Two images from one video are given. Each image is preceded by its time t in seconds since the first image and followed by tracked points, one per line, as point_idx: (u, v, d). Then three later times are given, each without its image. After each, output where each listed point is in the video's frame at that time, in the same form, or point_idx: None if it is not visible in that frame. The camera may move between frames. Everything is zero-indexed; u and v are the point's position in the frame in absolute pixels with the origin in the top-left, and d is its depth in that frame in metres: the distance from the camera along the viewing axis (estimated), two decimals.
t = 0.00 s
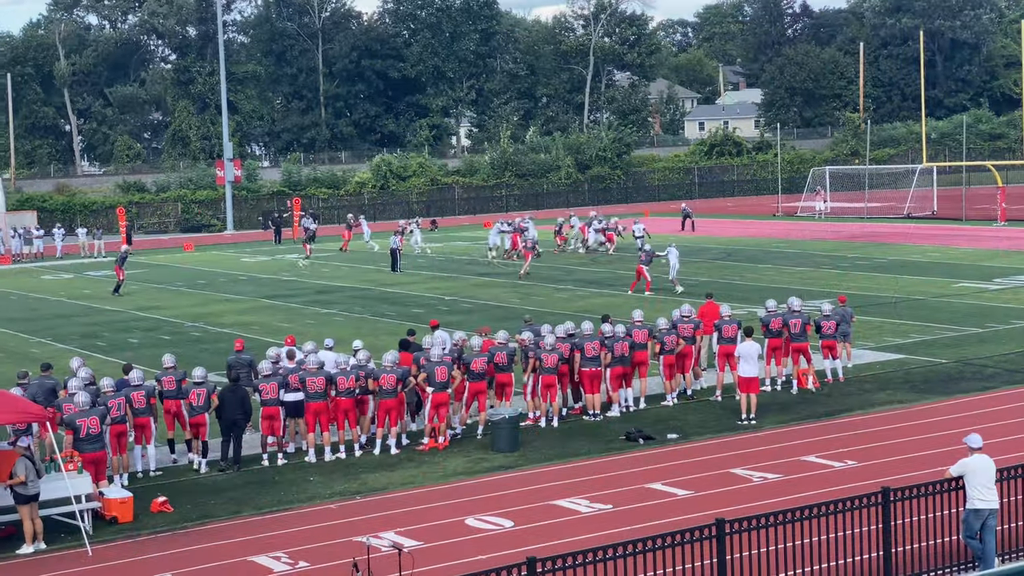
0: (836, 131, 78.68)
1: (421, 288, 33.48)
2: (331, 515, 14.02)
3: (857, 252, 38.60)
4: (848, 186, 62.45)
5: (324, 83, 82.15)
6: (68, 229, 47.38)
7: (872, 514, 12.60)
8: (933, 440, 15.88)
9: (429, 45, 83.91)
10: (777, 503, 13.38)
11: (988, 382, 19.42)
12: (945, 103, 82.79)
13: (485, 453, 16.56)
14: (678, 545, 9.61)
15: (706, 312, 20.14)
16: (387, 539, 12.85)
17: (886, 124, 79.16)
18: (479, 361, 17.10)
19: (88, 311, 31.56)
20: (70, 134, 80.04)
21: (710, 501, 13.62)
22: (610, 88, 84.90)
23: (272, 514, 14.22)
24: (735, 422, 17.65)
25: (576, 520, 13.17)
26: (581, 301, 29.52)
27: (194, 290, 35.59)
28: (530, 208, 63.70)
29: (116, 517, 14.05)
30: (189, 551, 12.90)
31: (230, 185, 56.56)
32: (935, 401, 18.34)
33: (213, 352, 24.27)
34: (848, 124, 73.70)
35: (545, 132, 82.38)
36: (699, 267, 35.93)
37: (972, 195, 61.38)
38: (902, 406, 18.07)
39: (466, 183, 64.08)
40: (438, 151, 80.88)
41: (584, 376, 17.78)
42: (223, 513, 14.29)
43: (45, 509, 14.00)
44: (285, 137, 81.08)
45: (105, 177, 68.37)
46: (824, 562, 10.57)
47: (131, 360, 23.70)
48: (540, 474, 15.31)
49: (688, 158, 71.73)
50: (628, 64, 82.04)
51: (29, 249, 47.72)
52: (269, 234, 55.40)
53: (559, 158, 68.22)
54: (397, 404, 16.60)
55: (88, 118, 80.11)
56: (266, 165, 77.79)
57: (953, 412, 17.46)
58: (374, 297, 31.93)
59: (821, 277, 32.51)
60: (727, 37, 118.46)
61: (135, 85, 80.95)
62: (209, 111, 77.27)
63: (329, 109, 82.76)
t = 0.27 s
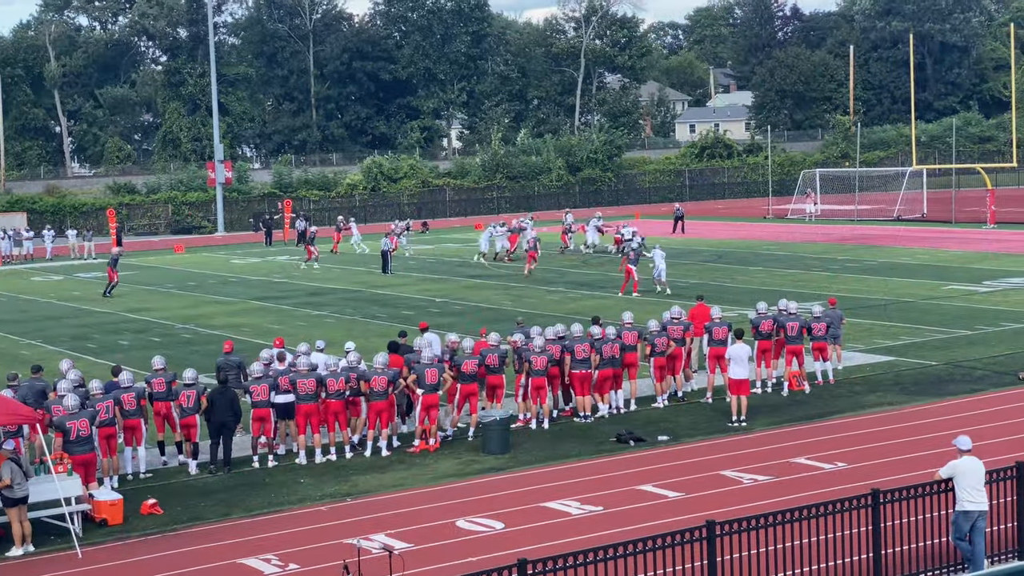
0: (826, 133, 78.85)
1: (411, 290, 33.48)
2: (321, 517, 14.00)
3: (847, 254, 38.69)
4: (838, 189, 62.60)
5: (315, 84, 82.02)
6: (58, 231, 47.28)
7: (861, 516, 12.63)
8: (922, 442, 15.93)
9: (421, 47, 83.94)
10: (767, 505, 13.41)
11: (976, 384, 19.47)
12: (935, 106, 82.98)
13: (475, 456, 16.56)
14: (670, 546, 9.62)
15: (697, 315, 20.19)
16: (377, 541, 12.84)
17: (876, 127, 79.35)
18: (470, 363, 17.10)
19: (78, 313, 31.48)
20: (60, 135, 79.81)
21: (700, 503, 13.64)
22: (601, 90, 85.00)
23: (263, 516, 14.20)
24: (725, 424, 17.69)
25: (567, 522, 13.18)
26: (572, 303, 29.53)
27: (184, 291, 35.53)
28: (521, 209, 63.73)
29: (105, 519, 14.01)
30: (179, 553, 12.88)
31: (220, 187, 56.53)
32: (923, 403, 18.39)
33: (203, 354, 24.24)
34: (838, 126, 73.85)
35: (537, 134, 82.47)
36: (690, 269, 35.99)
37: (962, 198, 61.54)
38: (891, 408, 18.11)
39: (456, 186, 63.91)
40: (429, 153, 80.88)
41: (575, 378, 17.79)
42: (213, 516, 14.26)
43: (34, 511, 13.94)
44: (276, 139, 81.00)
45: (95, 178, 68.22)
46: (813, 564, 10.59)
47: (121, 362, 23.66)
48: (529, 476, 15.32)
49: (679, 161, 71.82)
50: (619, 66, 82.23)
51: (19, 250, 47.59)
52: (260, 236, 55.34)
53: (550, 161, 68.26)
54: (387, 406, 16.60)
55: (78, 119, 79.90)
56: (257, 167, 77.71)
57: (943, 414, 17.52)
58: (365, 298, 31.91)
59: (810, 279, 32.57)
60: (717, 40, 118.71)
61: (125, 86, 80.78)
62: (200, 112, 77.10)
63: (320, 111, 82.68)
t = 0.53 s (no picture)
0: (813, 136, 79.00)
1: (398, 292, 33.42)
2: (308, 520, 13.96)
3: (834, 257, 38.77)
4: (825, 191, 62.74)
5: (302, 86, 81.85)
6: (43, 232, 47.08)
7: (848, 518, 12.65)
8: (909, 445, 15.95)
9: (408, 49, 83.89)
10: (754, 507, 13.40)
11: (962, 387, 19.51)
12: (922, 109, 83.20)
13: (462, 458, 16.52)
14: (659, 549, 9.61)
15: (684, 316, 20.14)
16: (364, 544, 12.80)
17: (863, 130, 79.58)
18: (458, 365, 17.08)
19: (64, 315, 31.33)
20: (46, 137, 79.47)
21: (687, 505, 13.64)
22: (589, 92, 85.09)
23: (250, 519, 14.15)
24: (712, 427, 17.68)
25: (553, 525, 13.16)
26: (559, 305, 29.52)
27: (171, 293, 35.41)
28: (508, 211, 63.72)
29: (91, 522, 13.94)
30: (166, 556, 12.82)
31: (207, 189, 56.39)
32: (910, 405, 18.41)
33: (189, 356, 24.15)
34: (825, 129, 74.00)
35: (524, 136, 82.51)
36: (678, 271, 36.01)
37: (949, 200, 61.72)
38: (878, 411, 18.14)
39: (444, 188, 63.80)
40: (417, 155, 80.81)
41: (561, 380, 17.78)
42: (199, 518, 14.21)
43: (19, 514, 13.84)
44: (263, 141, 80.75)
45: (81, 180, 67.96)
46: (801, 565, 10.58)
47: (107, 365, 23.56)
48: (516, 479, 15.29)
49: (666, 163, 71.89)
50: (607, 68, 82.34)
51: (4, 252, 47.37)
52: (248, 238, 55.23)
53: (538, 163, 68.27)
54: (374, 408, 16.56)
55: (65, 120, 79.55)
56: (244, 168, 77.54)
57: (930, 417, 17.55)
58: (352, 301, 31.84)
59: (798, 282, 32.65)
60: (705, 43, 118.97)
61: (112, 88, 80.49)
62: (187, 114, 76.82)
63: (307, 113, 82.48)
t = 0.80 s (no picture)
0: (797, 139, 79.16)
1: (384, 295, 33.38)
2: (293, 523, 13.91)
3: (818, 260, 38.89)
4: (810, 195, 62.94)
5: (287, 89, 81.68)
6: (27, 235, 46.86)
7: (832, 521, 12.67)
8: (893, 447, 16.00)
9: (394, 52, 83.83)
10: (738, 510, 13.42)
11: (946, 390, 19.58)
12: (906, 113, 83.48)
13: (447, 461, 16.50)
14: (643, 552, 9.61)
15: (670, 320, 20.16)
16: (349, 547, 12.77)
17: (847, 133, 79.85)
18: (443, 368, 17.07)
19: (47, 317, 31.20)
20: (29, 139, 79.04)
21: (672, 507, 13.64)
22: (575, 95, 85.19)
23: (234, 521, 14.10)
24: (697, 429, 17.68)
25: (538, 528, 13.15)
26: (545, 308, 29.53)
27: (156, 296, 35.28)
28: (493, 214, 63.69)
29: (75, 525, 13.88)
30: (150, 559, 12.76)
31: (192, 192, 56.21)
32: (894, 408, 18.46)
33: (174, 359, 24.06)
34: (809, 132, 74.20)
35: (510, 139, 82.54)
36: (663, 274, 36.06)
37: (932, 204, 61.99)
38: (862, 413, 18.19)
39: (430, 190, 63.76)
40: (402, 157, 80.75)
41: (546, 384, 17.80)
42: (184, 521, 14.15)
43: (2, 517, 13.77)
44: (248, 144, 80.51)
45: (65, 182, 67.63)
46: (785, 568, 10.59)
47: (91, 367, 23.46)
48: (502, 482, 15.27)
49: (651, 166, 72.00)
50: (592, 71, 82.45)
51: None
52: (233, 241, 55.06)
53: (523, 166, 68.27)
54: (359, 410, 16.53)
55: (49, 122, 79.14)
56: (229, 171, 77.31)
57: (914, 419, 17.61)
58: (337, 303, 31.79)
59: (783, 285, 32.72)
60: (690, 46, 119.29)
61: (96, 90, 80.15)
62: (171, 116, 76.46)
63: (293, 115, 82.27)
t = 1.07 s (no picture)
0: (781, 142, 79.37)
1: (368, 298, 33.33)
2: (276, 526, 13.86)
3: (802, 263, 38.99)
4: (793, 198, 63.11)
5: (271, 91, 81.49)
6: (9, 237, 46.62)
7: (816, 522, 12.69)
8: (875, 450, 16.05)
9: (378, 54, 83.79)
10: (722, 512, 13.43)
11: (929, 392, 19.64)
12: (889, 116, 83.71)
13: (431, 464, 16.47)
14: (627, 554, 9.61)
15: (654, 323, 20.18)
16: (332, 549, 12.72)
17: (831, 136, 80.09)
18: (427, 370, 17.04)
19: (30, 320, 31.01)
20: (11, 142, 78.60)
21: (657, 510, 13.65)
22: (559, 98, 85.29)
23: (217, 525, 14.03)
24: (681, 432, 17.69)
25: (523, 530, 13.13)
26: (529, 310, 29.53)
27: (139, 299, 35.13)
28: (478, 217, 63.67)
29: (57, 529, 13.79)
30: (131, 563, 12.68)
31: (175, 194, 56.01)
32: (877, 411, 18.52)
33: (156, 362, 23.97)
34: (792, 135, 74.36)
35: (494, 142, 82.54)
36: (647, 277, 36.09)
37: (916, 207, 62.20)
38: (844, 416, 18.24)
39: (414, 193, 63.71)
40: (386, 160, 80.63)
41: (530, 387, 17.81)
42: (166, 524, 14.08)
43: None
44: (231, 146, 80.24)
45: (47, 185, 67.25)
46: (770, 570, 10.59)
47: (72, 370, 23.33)
48: (485, 485, 15.25)
49: (635, 169, 72.08)
50: (576, 74, 82.58)
51: None
52: (216, 244, 54.90)
53: (508, 168, 68.28)
54: (341, 413, 16.49)
55: (31, 124, 78.71)
56: (212, 173, 77.06)
57: (897, 421, 17.66)
58: (321, 306, 31.71)
59: (766, 288, 32.80)
60: (674, 49, 119.58)
61: (79, 91, 79.79)
62: (154, 118, 76.12)
63: (277, 118, 82.08)
